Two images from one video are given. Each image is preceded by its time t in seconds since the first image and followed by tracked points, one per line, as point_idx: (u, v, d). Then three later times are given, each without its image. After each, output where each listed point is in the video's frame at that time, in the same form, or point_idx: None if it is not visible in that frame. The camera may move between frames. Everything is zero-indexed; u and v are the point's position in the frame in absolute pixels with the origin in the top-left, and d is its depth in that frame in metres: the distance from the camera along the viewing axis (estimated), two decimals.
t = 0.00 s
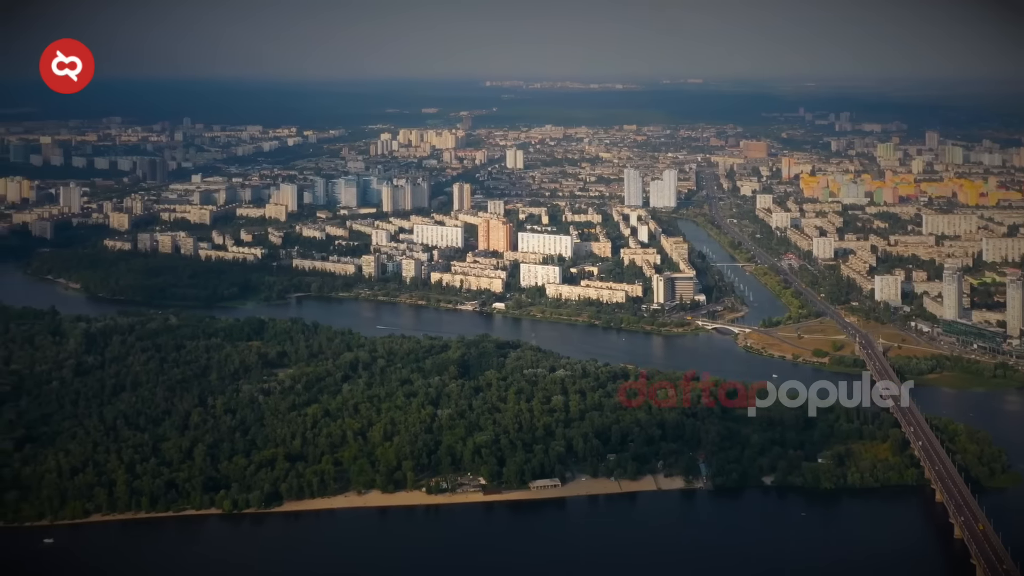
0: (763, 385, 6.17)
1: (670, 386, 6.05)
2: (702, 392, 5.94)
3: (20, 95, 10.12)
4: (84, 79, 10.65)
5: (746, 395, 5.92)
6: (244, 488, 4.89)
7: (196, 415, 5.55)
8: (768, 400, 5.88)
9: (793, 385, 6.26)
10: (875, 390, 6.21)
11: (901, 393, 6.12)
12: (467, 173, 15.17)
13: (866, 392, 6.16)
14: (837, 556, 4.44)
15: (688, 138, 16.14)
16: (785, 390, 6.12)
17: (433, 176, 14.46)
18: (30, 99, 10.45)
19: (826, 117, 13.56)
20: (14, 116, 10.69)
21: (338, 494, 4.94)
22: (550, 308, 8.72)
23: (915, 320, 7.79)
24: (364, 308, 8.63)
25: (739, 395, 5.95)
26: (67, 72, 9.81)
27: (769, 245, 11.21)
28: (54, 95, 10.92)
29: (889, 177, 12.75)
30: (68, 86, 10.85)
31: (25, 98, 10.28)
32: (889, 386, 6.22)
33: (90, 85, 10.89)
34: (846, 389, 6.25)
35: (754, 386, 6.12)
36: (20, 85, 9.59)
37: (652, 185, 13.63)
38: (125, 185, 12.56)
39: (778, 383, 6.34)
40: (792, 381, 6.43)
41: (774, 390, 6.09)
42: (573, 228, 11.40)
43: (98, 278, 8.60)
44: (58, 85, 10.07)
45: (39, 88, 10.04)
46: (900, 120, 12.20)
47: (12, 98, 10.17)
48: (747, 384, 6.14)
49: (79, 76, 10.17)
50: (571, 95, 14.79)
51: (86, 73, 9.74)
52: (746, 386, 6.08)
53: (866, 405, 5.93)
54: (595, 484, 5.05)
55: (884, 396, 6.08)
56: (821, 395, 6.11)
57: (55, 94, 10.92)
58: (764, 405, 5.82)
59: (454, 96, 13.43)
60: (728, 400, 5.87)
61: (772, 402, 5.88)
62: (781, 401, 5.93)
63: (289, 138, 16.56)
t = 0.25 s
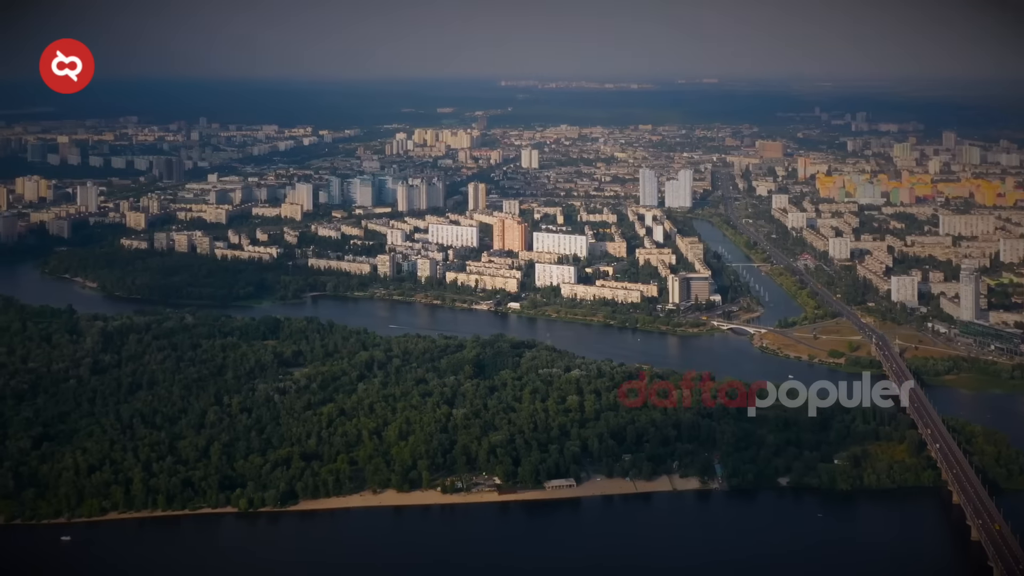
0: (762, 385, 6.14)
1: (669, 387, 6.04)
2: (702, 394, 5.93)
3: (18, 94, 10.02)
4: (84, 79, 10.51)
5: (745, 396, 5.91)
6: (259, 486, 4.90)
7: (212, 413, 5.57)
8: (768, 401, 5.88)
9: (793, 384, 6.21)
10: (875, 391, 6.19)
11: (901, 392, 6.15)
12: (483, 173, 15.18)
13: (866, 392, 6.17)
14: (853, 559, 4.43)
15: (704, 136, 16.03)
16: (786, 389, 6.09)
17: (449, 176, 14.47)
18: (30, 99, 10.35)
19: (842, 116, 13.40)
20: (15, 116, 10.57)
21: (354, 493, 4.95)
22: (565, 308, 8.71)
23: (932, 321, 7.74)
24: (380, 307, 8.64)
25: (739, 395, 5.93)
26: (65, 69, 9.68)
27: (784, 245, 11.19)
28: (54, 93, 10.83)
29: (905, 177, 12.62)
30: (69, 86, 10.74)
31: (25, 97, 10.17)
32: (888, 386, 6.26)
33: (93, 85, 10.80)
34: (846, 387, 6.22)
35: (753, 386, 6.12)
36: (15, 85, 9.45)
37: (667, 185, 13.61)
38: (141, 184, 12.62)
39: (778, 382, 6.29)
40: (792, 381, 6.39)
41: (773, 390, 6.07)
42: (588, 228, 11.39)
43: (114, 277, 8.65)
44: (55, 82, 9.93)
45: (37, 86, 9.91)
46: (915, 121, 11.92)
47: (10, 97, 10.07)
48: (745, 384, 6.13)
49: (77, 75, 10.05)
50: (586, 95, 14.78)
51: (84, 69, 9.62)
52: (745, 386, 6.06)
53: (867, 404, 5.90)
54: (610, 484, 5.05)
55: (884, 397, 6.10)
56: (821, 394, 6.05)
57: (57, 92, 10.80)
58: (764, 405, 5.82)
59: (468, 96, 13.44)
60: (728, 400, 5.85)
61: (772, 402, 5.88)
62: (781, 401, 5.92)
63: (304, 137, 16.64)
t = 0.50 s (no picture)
0: (763, 385, 6.11)
1: (669, 386, 6.03)
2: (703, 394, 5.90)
3: (17, 95, 9.83)
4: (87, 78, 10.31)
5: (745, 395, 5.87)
6: (277, 485, 4.91)
7: (230, 412, 5.59)
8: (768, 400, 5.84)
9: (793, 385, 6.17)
10: (876, 391, 6.14)
11: (901, 394, 6.12)
12: (500, 173, 15.18)
13: (866, 391, 6.11)
14: (872, 561, 4.41)
15: (721, 137, 15.75)
16: (786, 389, 6.06)
17: (466, 176, 14.48)
18: (30, 100, 10.16)
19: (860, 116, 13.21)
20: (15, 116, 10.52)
21: (371, 492, 4.96)
22: (582, 308, 8.71)
23: (951, 322, 7.70)
24: (397, 307, 8.65)
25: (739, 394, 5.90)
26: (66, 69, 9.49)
27: (802, 245, 11.18)
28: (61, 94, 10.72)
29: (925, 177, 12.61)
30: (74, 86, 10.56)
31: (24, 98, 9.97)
32: (888, 386, 6.22)
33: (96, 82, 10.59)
34: (846, 388, 6.19)
35: (754, 385, 6.08)
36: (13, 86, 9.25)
37: (685, 185, 13.60)
38: (160, 184, 12.69)
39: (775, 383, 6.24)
40: (793, 381, 6.36)
41: (773, 390, 6.04)
42: (605, 228, 11.38)
43: (133, 275, 8.69)
44: (57, 83, 9.74)
45: (38, 87, 9.72)
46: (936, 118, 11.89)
47: (9, 98, 9.89)
48: (746, 383, 6.10)
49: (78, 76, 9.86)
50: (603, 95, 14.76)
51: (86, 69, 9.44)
52: (745, 386, 6.03)
53: (867, 404, 5.83)
54: (628, 484, 5.05)
55: (884, 397, 6.04)
56: (821, 394, 6.01)
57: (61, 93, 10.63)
58: (764, 404, 5.78)
59: (485, 95, 13.44)
60: (728, 400, 5.82)
61: (772, 402, 5.84)
62: (781, 401, 5.88)
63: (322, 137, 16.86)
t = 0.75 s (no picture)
0: (762, 385, 6.04)
1: (669, 387, 6.00)
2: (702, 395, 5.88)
3: (16, 97, 9.62)
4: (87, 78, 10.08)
5: (745, 395, 5.82)
6: (293, 484, 4.92)
7: (246, 410, 5.61)
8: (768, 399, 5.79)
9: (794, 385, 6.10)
10: (875, 391, 6.09)
11: (901, 395, 6.13)
12: (515, 173, 15.19)
13: (866, 392, 6.06)
14: (889, 565, 4.40)
15: (736, 137, 15.57)
16: (786, 389, 6.01)
17: (481, 176, 14.49)
18: (30, 102, 9.94)
19: (876, 116, 12.87)
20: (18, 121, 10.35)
21: (387, 491, 4.96)
22: (598, 308, 8.70)
23: (968, 323, 7.66)
24: (412, 307, 8.66)
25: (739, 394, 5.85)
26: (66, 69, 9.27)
27: (819, 245, 11.16)
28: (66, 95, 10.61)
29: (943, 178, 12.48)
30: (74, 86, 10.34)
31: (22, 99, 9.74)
32: (888, 386, 6.21)
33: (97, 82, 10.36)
34: (846, 388, 6.15)
35: (754, 386, 6.02)
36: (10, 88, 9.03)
37: (700, 186, 13.59)
38: (176, 183, 12.73)
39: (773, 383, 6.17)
40: (792, 381, 6.29)
41: (773, 390, 5.98)
42: (620, 229, 11.37)
43: (150, 275, 8.73)
44: (57, 84, 9.52)
45: (37, 88, 9.51)
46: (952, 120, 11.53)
47: (8, 100, 9.68)
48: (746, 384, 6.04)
49: (78, 75, 9.64)
50: (618, 95, 14.74)
51: (86, 69, 9.24)
52: (745, 386, 5.98)
53: (867, 404, 5.76)
54: (643, 485, 5.04)
55: (884, 397, 6.01)
56: (821, 394, 5.93)
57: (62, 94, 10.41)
58: (764, 405, 5.72)
59: (500, 95, 13.43)
60: (727, 400, 5.77)
61: (772, 402, 5.78)
62: (781, 401, 5.82)
63: (337, 137, 16.80)
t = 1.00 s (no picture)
0: (762, 385, 6.02)
1: (669, 387, 5.99)
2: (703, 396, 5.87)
3: (15, 97, 9.47)
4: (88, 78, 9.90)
5: (744, 395, 5.81)
6: (311, 482, 4.93)
7: (264, 409, 5.63)
8: (767, 399, 5.78)
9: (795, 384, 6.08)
10: (875, 391, 6.04)
11: (901, 395, 6.06)
12: (532, 173, 15.19)
13: (866, 392, 6.02)
14: (908, 567, 4.38)
15: (754, 137, 15.28)
16: (785, 389, 5.99)
17: (498, 176, 14.50)
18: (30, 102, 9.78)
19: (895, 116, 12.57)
20: (17, 114, 10.26)
21: (404, 490, 4.97)
22: (615, 308, 8.70)
23: (988, 324, 7.61)
24: (429, 306, 8.67)
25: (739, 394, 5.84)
26: (65, 68, 9.13)
27: (837, 246, 11.12)
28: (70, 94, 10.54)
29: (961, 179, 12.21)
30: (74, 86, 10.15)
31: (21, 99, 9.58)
32: (889, 386, 6.15)
33: (97, 81, 10.17)
34: (845, 389, 6.08)
35: (754, 386, 6.01)
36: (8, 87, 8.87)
37: (717, 185, 13.58)
38: (195, 182, 12.78)
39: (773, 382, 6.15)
40: (792, 381, 6.26)
41: (773, 390, 5.96)
42: (638, 229, 11.36)
43: (169, 273, 8.77)
44: (56, 84, 9.35)
45: (37, 88, 9.36)
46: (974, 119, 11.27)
47: (6, 99, 9.53)
48: (747, 384, 6.03)
49: (78, 75, 9.48)
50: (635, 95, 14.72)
51: (85, 67, 9.07)
52: (745, 386, 5.98)
53: (867, 405, 5.74)
54: (660, 485, 5.03)
55: (884, 396, 5.95)
56: (821, 394, 5.91)
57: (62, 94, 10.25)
58: (764, 404, 5.71)
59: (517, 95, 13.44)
60: (726, 401, 5.77)
61: (772, 401, 5.77)
62: (781, 401, 5.81)
63: (355, 137, 16.86)
